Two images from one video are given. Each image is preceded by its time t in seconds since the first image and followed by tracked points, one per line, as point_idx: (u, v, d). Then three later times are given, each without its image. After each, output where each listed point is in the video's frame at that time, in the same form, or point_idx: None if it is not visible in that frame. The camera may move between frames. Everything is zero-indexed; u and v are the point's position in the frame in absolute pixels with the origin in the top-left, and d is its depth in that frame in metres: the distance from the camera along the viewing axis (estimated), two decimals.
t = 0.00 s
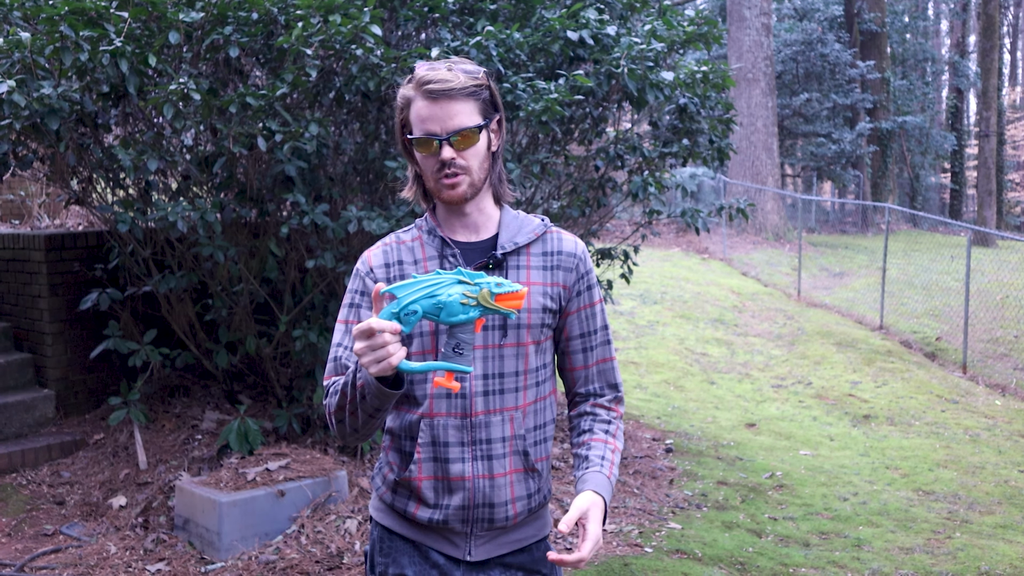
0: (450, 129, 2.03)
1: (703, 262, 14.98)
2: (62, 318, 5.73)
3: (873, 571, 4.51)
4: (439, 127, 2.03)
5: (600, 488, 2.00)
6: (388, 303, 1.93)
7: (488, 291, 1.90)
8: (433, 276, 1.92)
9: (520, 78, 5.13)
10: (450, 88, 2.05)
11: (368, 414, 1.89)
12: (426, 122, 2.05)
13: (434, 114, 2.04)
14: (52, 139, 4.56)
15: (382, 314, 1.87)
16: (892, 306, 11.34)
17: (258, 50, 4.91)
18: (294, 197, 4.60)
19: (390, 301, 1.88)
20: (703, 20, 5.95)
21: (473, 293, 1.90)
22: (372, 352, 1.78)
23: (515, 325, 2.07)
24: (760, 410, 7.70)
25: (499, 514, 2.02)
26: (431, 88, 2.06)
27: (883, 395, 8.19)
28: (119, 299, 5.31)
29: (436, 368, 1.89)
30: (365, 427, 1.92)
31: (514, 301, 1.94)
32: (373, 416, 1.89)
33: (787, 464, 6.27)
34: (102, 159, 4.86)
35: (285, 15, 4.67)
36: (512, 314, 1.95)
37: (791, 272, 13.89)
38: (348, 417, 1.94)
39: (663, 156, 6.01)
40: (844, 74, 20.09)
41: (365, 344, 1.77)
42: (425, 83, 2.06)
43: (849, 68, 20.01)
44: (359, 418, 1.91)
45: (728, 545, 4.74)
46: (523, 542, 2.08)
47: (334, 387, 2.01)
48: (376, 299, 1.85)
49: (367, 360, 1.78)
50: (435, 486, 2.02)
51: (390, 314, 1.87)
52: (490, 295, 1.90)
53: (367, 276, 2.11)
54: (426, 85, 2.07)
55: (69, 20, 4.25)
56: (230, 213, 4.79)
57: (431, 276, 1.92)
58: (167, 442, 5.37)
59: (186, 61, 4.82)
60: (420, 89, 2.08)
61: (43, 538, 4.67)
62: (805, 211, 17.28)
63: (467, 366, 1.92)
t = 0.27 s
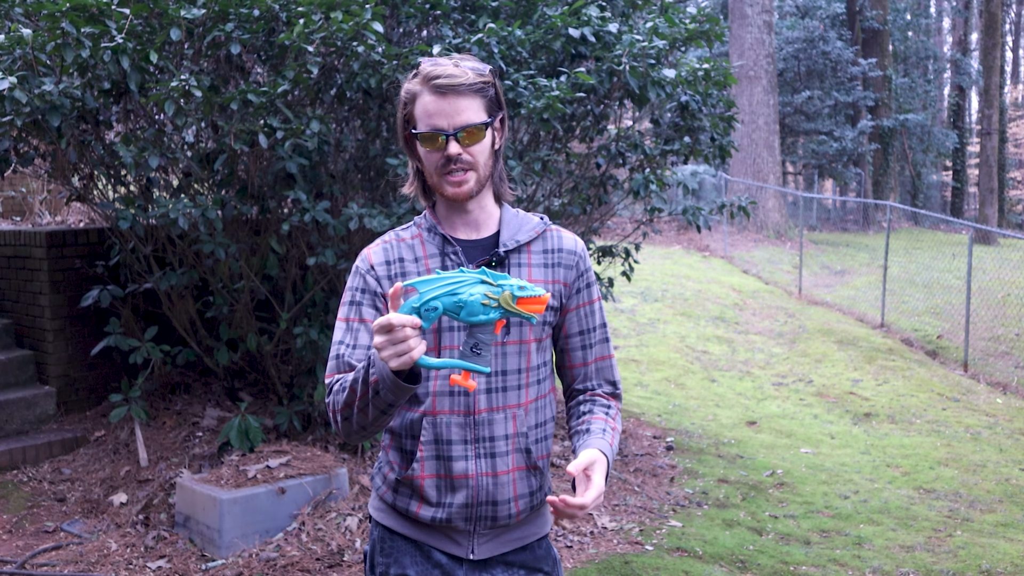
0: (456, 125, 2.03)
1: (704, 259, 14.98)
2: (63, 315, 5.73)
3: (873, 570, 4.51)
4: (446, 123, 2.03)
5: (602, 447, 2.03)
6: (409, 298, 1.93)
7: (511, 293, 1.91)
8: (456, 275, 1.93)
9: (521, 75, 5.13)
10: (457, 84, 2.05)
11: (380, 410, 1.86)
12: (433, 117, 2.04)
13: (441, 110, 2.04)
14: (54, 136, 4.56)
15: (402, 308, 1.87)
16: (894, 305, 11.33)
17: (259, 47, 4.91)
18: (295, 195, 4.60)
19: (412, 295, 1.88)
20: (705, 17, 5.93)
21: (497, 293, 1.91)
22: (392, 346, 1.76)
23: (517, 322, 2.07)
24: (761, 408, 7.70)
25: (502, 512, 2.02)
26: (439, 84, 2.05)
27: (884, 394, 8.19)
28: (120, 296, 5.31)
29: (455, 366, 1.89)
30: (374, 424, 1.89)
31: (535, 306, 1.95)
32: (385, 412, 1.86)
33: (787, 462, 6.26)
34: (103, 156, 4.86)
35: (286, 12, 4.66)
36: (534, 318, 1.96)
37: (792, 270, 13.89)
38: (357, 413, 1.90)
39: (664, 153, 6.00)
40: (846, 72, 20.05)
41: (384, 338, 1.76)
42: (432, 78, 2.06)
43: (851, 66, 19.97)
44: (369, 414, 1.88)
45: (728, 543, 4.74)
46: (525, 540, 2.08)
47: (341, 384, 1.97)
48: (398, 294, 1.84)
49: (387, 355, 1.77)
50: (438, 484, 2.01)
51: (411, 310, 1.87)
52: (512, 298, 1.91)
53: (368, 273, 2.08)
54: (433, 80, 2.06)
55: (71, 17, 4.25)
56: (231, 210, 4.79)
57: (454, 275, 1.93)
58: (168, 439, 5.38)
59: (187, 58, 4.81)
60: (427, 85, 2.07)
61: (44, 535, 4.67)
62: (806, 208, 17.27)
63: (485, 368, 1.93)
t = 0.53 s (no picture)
0: (455, 125, 2.02)
1: (704, 258, 14.97)
2: (63, 314, 5.73)
3: (874, 568, 4.51)
4: (446, 123, 2.02)
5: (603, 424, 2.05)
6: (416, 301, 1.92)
7: (519, 297, 1.92)
8: (464, 279, 1.92)
9: (522, 74, 5.12)
10: (457, 84, 2.04)
11: (384, 414, 1.84)
12: (432, 117, 2.03)
13: (441, 109, 2.03)
14: (54, 134, 4.56)
15: (411, 314, 1.87)
16: (894, 303, 11.33)
17: (260, 45, 4.91)
18: (296, 193, 4.59)
19: (419, 301, 1.87)
20: (705, 15, 5.91)
21: (506, 298, 1.91)
22: (403, 353, 1.76)
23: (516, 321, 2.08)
24: (762, 406, 7.70)
25: (502, 511, 2.02)
26: (438, 83, 2.04)
27: (885, 392, 8.19)
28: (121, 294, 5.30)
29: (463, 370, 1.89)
30: (377, 427, 1.88)
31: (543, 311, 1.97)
32: (389, 416, 1.84)
33: (788, 460, 6.26)
34: (104, 154, 4.85)
35: (287, 10, 4.66)
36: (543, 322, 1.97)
37: (793, 269, 13.88)
38: (359, 415, 1.89)
39: (665, 152, 5.99)
40: (846, 70, 20.02)
41: (394, 344, 1.76)
42: (432, 78, 2.05)
43: (852, 64, 19.95)
44: (372, 417, 1.86)
45: (730, 541, 4.74)
46: (524, 540, 2.08)
47: (342, 385, 1.95)
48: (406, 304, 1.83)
49: (396, 360, 1.77)
50: (437, 484, 2.01)
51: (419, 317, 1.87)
52: (520, 302, 1.92)
53: (366, 273, 2.06)
54: (433, 79, 2.06)
55: (71, 15, 4.24)
56: (232, 209, 4.79)
57: (461, 278, 1.93)
58: (169, 438, 5.38)
59: (187, 57, 4.81)
60: (426, 84, 2.07)
61: (45, 534, 4.67)
62: (807, 207, 17.26)
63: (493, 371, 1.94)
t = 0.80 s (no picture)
0: (464, 125, 2.02)
1: (706, 255, 14.96)
2: (65, 313, 5.73)
3: (877, 566, 4.50)
4: (454, 122, 2.02)
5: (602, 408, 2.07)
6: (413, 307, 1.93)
7: (514, 292, 1.92)
8: (456, 279, 1.91)
9: (524, 72, 5.12)
10: (466, 83, 2.04)
11: (382, 417, 1.84)
12: (440, 116, 2.03)
13: (449, 108, 2.03)
14: (56, 134, 4.55)
15: (405, 320, 1.87)
16: (896, 300, 11.32)
17: (261, 44, 4.90)
18: (298, 192, 4.59)
19: (414, 307, 1.86)
20: (707, 13, 5.88)
21: (500, 294, 1.91)
22: (406, 359, 1.76)
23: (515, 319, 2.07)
24: (764, 404, 7.69)
25: (503, 511, 2.01)
26: (447, 82, 2.04)
27: (887, 389, 8.18)
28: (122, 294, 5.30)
29: (463, 368, 1.90)
30: (374, 430, 1.88)
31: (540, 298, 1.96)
32: (387, 419, 1.84)
33: (791, 458, 6.26)
34: (105, 154, 4.85)
35: (288, 9, 4.65)
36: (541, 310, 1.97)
37: (794, 266, 13.87)
38: (356, 418, 1.89)
39: (666, 149, 5.98)
40: (848, 67, 19.99)
41: (395, 351, 1.75)
42: (439, 76, 2.04)
43: (853, 61, 19.92)
44: (370, 421, 1.86)
45: (732, 539, 4.73)
46: (526, 540, 2.08)
47: (339, 387, 1.95)
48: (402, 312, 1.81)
49: (398, 366, 1.76)
50: (438, 484, 2.01)
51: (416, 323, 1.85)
52: (515, 294, 1.92)
53: (363, 273, 2.06)
54: (441, 77, 2.05)
55: (72, 14, 4.24)
56: (234, 208, 4.78)
57: (453, 278, 1.91)
58: (171, 437, 5.38)
59: (189, 55, 4.80)
60: (433, 81, 2.06)
61: (48, 533, 4.68)
62: (808, 204, 17.25)
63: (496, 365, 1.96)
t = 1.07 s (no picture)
0: (473, 123, 2.02)
1: (712, 253, 14.94)
2: (72, 311, 5.74)
3: (885, 564, 4.49)
4: (464, 119, 2.02)
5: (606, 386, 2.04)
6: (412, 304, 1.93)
7: (514, 291, 1.92)
8: (456, 277, 1.91)
9: (530, 70, 5.11)
10: (477, 81, 2.05)
11: (379, 416, 1.84)
12: (450, 112, 2.02)
13: (460, 105, 2.02)
14: (63, 132, 4.56)
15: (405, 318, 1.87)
16: (903, 298, 11.29)
17: (267, 42, 4.91)
18: (304, 190, 4.59)
19: (414, 304, 1.86)
20: (713, 10, 5.86)
21: (501, 292, 1.91)
22: (404, 355, 1.76)
23: (519, 317, 2.07)
24: (770, 402, 7.68)
25: (508, 510, 2.01)
26: (458, 79, 2.04)
27: (894, 387, 8.16)
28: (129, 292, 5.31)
29: (462, 367, 1.90)
30: (373, 428, 1.88)
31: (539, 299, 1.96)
32: (385, 418, 1.84)
33: (797, 456, 6.25)
34: (112, 152, 4.85)
35: (294, 7, 4.65)
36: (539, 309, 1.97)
37: (800, 264, 13.84)
38: (354, 417, 1.89)
39: (673, 147, 5.97)
40: (854, 65, 19.93)
41: (394, 345, 1.75)
42: (451, 72, 2.04)
43: (859, 58, 19.86)
44: (368, 420, 1.86)
45: (739, 538, 4.72)
46: (533, 539, 2.07)
47: (339, 386, 1.95)
48: (398, 310, 1.78)
49: (395, 361, 1.76)
50: (442, 483, 2.00)
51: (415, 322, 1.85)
52: (516, 294, 1.92)
53: (366, 271, 2.07)
54: (452, 74, 2.05)
55: (79, 13, 4.24)
56: (240, 206, 4.79)
57: (453, 276, 1.91)
58: (178, 435, 5.39)
59: (195, 54, 4.81)
60: (443, 78, 2.06)
61: (55, 531, 4.69)
62: (814, 202, 17.21)
63: (494, 365, 1.94)
